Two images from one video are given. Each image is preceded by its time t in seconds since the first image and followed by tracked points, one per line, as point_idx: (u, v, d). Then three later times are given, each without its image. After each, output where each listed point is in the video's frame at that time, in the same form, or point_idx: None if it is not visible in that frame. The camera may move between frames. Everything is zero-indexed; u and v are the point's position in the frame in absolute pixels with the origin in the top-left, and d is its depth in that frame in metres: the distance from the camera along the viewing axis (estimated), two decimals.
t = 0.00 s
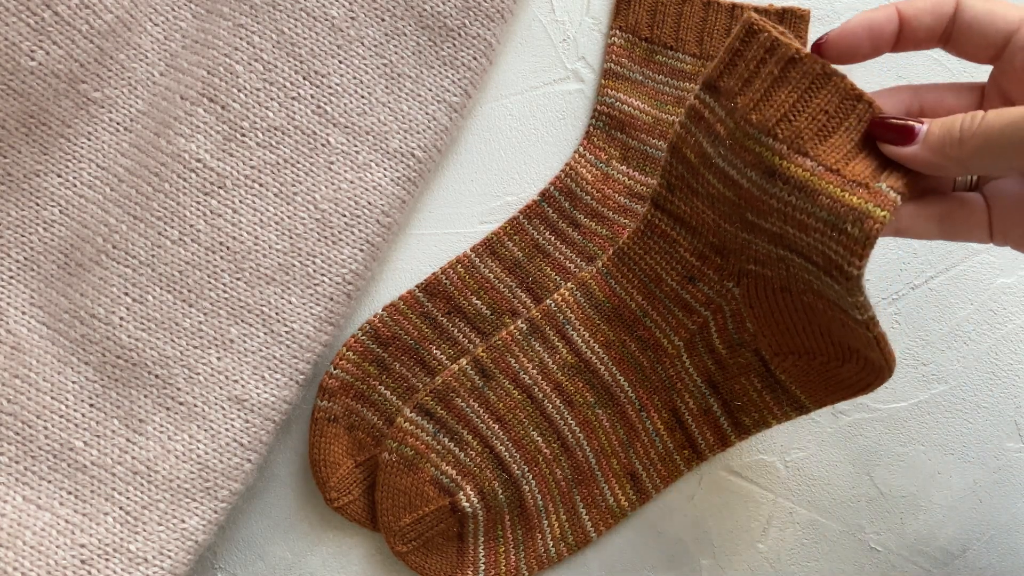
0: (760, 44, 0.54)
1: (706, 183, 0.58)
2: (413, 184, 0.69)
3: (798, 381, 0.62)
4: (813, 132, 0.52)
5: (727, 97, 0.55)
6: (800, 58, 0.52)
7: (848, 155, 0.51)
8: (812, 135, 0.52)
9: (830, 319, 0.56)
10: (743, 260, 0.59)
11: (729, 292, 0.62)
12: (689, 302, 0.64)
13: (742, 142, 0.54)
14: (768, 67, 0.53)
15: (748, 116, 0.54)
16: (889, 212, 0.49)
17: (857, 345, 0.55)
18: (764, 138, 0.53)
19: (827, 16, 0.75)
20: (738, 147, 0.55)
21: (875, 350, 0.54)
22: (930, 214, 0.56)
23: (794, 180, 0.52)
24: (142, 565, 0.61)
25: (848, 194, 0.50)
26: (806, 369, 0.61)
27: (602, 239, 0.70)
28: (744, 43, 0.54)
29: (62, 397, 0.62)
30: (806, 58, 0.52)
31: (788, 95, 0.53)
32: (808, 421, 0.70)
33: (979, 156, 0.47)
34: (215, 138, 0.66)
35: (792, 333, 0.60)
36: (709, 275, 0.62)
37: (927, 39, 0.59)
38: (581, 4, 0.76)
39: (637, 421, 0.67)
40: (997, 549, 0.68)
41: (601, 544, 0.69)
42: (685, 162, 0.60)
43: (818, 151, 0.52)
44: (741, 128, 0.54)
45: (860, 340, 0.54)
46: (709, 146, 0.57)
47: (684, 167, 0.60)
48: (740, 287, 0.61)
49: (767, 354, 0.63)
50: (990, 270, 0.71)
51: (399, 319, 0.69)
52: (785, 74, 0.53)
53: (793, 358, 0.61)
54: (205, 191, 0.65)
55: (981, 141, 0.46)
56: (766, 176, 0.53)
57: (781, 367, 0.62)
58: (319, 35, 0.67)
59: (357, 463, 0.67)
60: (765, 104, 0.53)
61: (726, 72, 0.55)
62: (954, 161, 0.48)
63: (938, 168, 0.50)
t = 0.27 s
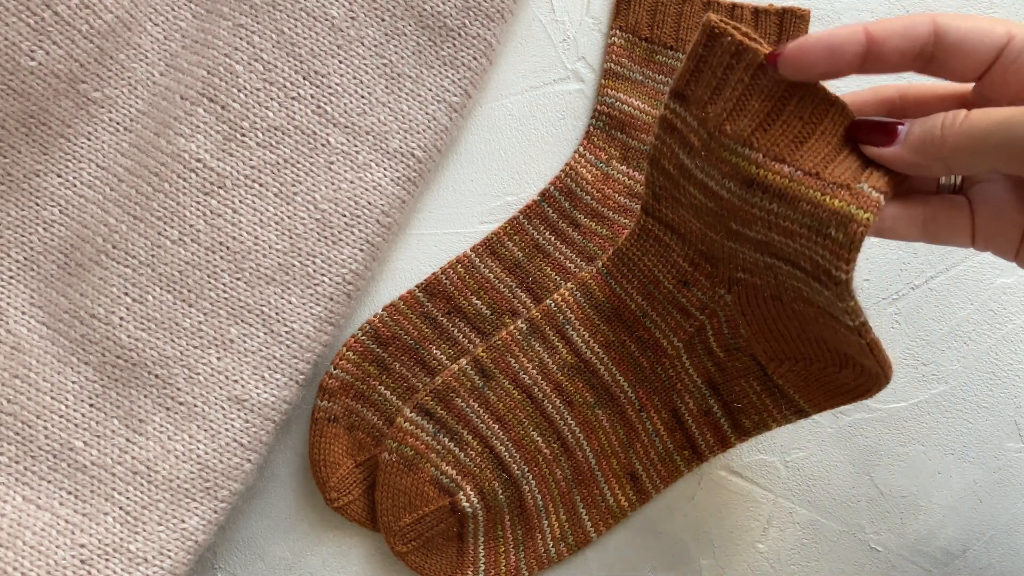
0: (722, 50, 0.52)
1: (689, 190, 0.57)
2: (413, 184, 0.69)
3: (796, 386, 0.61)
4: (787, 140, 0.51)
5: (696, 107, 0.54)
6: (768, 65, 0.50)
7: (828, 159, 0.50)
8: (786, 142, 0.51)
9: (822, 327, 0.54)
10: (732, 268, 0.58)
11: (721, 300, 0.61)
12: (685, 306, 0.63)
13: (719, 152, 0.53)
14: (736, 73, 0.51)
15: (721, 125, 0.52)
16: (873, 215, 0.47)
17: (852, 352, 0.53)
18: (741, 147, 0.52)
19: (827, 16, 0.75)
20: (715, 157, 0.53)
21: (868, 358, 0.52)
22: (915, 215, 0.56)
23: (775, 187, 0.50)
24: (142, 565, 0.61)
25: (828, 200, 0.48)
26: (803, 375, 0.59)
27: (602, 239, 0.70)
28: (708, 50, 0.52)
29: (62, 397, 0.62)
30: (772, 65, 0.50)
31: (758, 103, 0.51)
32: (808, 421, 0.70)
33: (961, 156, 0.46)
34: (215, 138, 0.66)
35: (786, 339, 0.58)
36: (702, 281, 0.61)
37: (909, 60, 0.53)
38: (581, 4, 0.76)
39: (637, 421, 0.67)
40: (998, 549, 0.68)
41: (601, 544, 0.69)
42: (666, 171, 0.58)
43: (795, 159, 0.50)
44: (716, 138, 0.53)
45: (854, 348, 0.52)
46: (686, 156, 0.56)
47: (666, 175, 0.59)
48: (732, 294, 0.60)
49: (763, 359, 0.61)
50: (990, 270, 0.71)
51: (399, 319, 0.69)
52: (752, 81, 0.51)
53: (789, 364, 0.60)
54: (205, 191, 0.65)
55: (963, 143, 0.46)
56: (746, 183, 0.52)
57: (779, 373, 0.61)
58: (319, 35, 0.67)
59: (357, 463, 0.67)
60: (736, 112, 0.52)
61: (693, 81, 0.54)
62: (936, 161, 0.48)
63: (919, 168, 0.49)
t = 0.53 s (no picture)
0: (699, 59, 0.52)
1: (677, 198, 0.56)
2: (413, 184, 0.69)
3: (795, 388, 0.60)
4: (766, 149, 0.50)
5: (673, 116, 0.53)
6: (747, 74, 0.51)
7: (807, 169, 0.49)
8: (766, 152, 0.50)
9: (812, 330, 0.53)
10: (725, 269, 0.58)
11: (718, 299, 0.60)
12: (683, 306, 0.62)
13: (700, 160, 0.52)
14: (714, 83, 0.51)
15: (700, 135, 0.52)
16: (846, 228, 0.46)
17: (844, 358, 0.52)
18: (721, 155, 0.51)
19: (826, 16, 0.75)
20: (697, 166, 0.52)
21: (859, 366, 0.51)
22: (903, 234, 0.56)
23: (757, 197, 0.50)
24: (142, 565, 0.61)
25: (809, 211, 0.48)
26: (800, 376, 0.58)
27: (602, 239, 0.70)
28: (684, 60, 0.52)
29: (62, 397, 0.62)
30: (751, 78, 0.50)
31: (735, 113, 0.51)
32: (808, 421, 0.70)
33: (947, 180, 0.45)
34: (215, 138, 0.66)
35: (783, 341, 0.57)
36: (700, 281, 0.61)
37: (880, 85, 0.53)
38: (581, 4, 0.76)
39: (637, 421, 0.67)
40: (998, 549, 0.68)
41: (601, 544, 0.69)
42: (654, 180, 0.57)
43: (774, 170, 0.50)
44: (695, 147, 0.52)
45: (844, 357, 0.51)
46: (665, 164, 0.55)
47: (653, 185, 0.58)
48: (727, 294, 0.59)
49: (760, 359, 0.60)
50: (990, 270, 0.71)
51: (399, 319, 0.69)
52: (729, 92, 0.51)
53: (785, 365, 0.58)
54: (205, 191, 0.65)
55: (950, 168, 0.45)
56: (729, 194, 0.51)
57: (776, 373, 0.60)
58: (319, 35, 0.67)
59: (357, 463, 0.67)
60: (715, 121, 0.51)
61: (669, 91, 0.53)
62: (921, 186, 0.47)
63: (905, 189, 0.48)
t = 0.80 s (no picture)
0: (698, 58, 0.52)
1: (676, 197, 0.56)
2: (413, 184, 0.69)
3: (795, 388, 0.59)
4: (756, 154, 0.50)
5: (672, 116, 0.54)
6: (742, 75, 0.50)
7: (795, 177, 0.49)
8: (757, 156, 0.50)
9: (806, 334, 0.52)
10: (725, 269, 0.58)
11: (719, 296, 0.60)
12: (684, 305, 0.62)
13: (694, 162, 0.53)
14: (710, 84, 0.51)
15: (695, 136, 0.52)
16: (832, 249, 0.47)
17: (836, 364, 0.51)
18: (712, 157, 0.51)
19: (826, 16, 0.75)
20: (692, 167, 0.53)
21: (854, 374, 0.51)
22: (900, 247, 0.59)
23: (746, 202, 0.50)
24: (142, 565, 0.61)
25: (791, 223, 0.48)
26: (800, 376, 0.57)
27: (602, 239, 0.70)
28: (684, 58, 0.52)
29: (62, 397, 0.62)
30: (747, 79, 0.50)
31: (730, 115, 0.51)
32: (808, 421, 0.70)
33: (942, 221, 0.44)
34: (215, 138, 0.66)
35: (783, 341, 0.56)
36: (700, 280, 0.61)
37: (879, 91, 0.54)
38: (581, 4, 0.76)
39: (637, 421, 0.67)
40: (998, 549, 0.68)
41: (601, 544, 0.69)
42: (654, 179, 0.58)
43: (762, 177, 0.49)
44: (689, 148, 0.53)
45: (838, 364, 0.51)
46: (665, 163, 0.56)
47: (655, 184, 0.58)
48: (728, 293, 0.59)
49: (760, 359, 0.59)
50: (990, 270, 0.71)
51: (399, 319, 0.69)
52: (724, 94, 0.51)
53: (785, 364, 0.57)
54: (205, 191, 0.65)
55: (943, 209, 0.44)
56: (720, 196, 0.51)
57: (776, 374, 0.59)
58: (319, 35, 0.67)
59: (357, 463, 0.67)
60: (709, 123, 0.51)
61: (669, 90, 0.53)
62: (917, 227, 0.45)
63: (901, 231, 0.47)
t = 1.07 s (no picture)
0: (688, 65, 0.52)
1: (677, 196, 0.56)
2: (413, 184, 0.69)
3: (795, 386, 0.59)
4: (737, 167, 0.50)
5: (664, 122, 0.54)
6: (728, 85, 0.50)
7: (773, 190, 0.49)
8: (738, 167, 0.50)
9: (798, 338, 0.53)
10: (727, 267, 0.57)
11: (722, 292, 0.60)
12: (685, 303, 0.62)
13: (683, 167, 0.53)
14: (697, 92, 0.51)
15: (682, 144, 0.52)
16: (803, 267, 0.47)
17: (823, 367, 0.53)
18: (697, 166, 0.52)
19: (826, 16, 0.75)
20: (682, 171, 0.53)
21: (851, 382, 0.53)
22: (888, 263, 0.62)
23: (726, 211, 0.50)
24: (142, 565, 0.61)
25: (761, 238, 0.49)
26: (799, 375, 0.57)
27: (602, 239, 0.70)
28: (675, 64, 0.52)
29: (62, 398, 0.62)
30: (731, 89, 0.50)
31: (715, 124, 0.51)
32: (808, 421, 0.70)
33: (940, 249, 0.44)
34: (215, 138, 0.66)
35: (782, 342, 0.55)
36: (703, 276, 0.60)
37: (866, 103, 0.55)
38: (581, 4, 0.76)
39: (637, 421, 0.67)
40: (998, 549, 0.68)
41: (602, 545, 0.68)
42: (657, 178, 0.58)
43: (739, 190, 0.50)
44: (677, 155, 0.53)
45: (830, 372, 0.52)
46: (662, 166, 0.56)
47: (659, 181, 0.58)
48: (730, 290, 0.58)
49: (761, 358, 0.59)
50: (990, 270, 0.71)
51: (399, 319, 0.69)
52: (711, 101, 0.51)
53: (783, 364, 0.57)
54: (205, 191, 0.65)
55: (941, 237, 0.44)
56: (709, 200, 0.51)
57: (776, 373, 0.58)
58: (319, 35, 0.67)
59: (357, 463, 0.67)
60: (695, 131, 0.51)
61: (662, 95, 0.54)
62: (914, 256, 0.46)
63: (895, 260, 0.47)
